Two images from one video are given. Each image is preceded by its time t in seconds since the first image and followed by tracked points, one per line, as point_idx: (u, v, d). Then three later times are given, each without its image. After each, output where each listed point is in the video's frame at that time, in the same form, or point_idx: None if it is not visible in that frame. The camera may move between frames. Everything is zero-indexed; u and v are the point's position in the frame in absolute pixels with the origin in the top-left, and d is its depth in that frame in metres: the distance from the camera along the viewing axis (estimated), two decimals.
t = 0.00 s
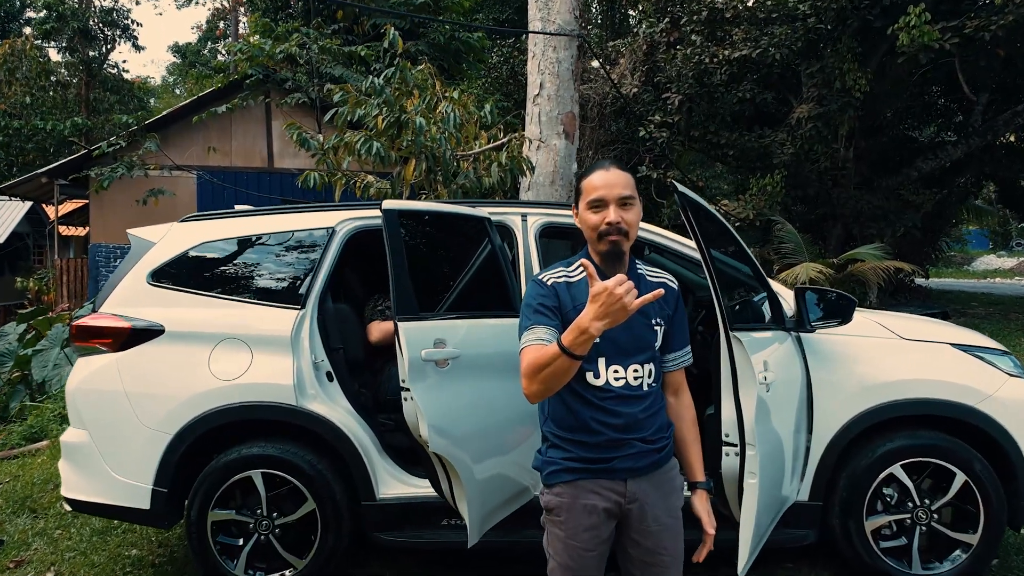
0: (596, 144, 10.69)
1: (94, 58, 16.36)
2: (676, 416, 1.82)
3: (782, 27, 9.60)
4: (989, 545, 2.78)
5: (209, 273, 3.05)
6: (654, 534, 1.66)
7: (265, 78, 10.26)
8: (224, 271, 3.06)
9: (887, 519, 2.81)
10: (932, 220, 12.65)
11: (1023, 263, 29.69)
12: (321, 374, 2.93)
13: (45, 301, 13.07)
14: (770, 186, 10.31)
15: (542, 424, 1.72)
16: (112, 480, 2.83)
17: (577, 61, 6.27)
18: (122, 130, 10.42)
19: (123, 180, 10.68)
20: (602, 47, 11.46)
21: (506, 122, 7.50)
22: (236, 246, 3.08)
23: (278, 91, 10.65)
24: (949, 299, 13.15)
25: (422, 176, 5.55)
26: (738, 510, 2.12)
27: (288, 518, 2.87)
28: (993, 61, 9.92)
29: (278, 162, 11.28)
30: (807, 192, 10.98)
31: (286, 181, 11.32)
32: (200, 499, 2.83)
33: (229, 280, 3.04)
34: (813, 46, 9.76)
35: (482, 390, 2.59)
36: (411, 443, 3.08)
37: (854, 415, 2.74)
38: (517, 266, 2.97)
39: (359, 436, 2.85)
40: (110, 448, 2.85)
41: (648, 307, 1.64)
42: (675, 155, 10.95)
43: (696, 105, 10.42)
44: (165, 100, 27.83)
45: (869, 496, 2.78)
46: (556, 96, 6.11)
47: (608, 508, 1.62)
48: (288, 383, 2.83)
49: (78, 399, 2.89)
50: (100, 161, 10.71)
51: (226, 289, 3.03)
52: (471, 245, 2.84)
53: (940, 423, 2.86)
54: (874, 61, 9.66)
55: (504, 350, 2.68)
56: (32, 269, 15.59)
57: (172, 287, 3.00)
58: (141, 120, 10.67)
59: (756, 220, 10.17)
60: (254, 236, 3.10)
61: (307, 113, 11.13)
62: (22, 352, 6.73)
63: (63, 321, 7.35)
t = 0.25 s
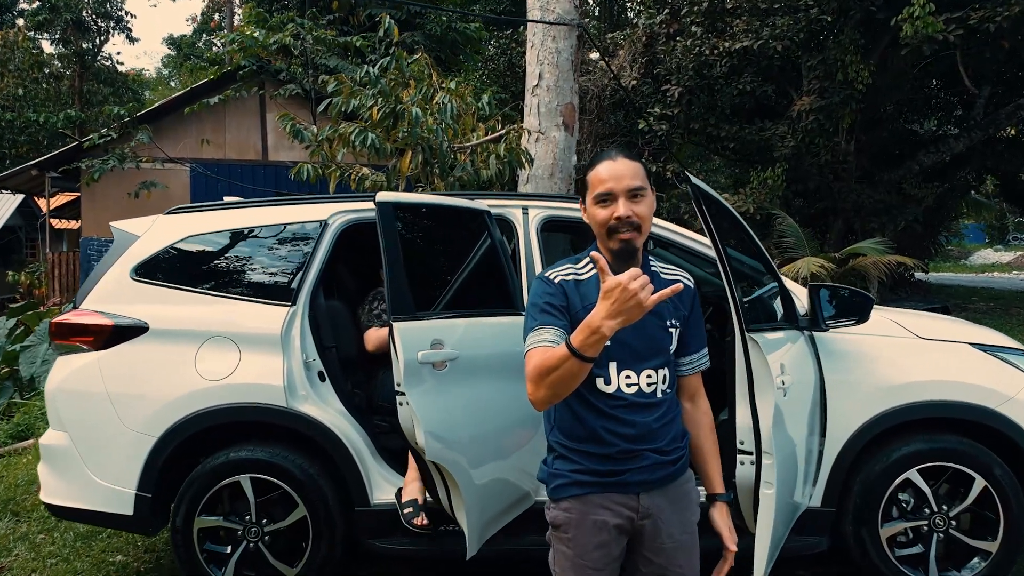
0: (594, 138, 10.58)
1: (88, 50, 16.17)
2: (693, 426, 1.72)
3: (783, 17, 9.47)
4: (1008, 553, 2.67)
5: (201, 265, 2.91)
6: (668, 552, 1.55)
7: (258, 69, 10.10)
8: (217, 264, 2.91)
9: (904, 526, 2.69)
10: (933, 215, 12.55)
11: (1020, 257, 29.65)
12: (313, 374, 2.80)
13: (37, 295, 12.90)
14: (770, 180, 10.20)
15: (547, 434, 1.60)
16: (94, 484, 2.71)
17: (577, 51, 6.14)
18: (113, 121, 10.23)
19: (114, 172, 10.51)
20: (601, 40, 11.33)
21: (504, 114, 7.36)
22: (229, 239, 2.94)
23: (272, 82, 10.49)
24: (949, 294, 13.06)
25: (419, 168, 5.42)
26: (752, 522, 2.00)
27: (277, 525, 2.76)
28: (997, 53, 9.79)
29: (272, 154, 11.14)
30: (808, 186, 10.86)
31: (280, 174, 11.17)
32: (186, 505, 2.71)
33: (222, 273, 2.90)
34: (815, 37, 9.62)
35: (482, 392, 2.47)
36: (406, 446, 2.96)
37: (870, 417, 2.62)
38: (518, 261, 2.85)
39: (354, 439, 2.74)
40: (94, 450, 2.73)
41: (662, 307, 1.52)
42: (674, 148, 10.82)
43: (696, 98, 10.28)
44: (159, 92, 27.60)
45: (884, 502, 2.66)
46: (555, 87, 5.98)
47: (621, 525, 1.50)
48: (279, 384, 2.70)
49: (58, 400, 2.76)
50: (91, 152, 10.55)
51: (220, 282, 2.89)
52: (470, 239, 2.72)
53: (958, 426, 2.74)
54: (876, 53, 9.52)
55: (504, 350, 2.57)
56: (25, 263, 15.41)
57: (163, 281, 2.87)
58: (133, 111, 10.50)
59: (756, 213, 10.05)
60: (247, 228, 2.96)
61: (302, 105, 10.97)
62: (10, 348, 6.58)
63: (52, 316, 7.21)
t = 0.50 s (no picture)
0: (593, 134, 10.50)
1: (81, 44, 16.00)
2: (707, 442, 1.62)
3: (784, 12, 9.35)
4: None
5: (192, 263, 2.79)
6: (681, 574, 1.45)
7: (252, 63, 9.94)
8: (210, 262, 2.80)
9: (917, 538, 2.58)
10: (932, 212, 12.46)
11: (1017, 255, 29.64)
12: (303, 378, 2.69)
13: (28, 292, 12.75)
14: (770, 177, 10.09)
15: (552, 447, 1.49)
16: (74, 493, 2.60)
17: (576, 46, 6.03)
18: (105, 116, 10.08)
19: (106, 166, 10.36)
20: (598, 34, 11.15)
21: (502, 109, 7.24)
22: (221, 236, 2.82)
23: (266, 77, 10.33)
24: (948, 292, 12.99)
25: (414, 164, 5.29)
26: (764, 538, 1.88)
27: (266, 535, 2.65)
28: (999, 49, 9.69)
29: (267, 150, 11.01)
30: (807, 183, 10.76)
31: (275, 170, 11.04)
32: (170, 515, 2.60)
33: (214, 272, 2.78)
34: (816, 33, 9.51)
35: (479, 398, 2.36)
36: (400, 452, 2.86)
37: (882, 423, 2.51)
38: (517, 260, 2.74)
39: (346, 445, 2.63)
40: (74, 456, 2.61)
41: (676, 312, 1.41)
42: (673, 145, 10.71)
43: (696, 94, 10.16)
44: (154, 87, 27.37)
45: (897, 511, 2.55)
46: (554, 81, 5.87)
47: (631, 546, 1.40)
48: (267, 389, 2.59)
49: (37, 405, 2.64)
50: (82, 147, 10.39)
51: (212, 281, 2.77)
52: (467, 237, 2.61)
53: (974, 433, 2.63)
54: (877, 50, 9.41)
55: (503, 353, 2.47)
56: (17, 259, 15.24)
57: (152, 280, 2.76)
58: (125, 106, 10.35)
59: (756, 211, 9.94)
60: (240, 225, 2.84)
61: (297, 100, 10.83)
62: None
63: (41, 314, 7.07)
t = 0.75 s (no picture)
0: (587, 130, 10.48)
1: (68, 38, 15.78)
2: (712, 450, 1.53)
3: (779, 8, 9.24)
4: None
5: (176, 259, 2.67)
6: None
7: (242, 58, 9.80)
8: (196, 259, 2.68)
9: (923, 545, 2.48)
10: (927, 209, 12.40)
11: (1009, 252, 29.68)
12: (285, 380, 2.58)
13: (14, 289, 12.55)
14: (765, 173, 10.01)
15: (544, 458, 1.39)
16: (44, 500, 2.49)
17: (570, 39, 5.92)
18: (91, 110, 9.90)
19: (92, 162, 10.19)
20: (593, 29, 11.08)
21: (494, 103, 7.12)
22: (208, 231, 2.71)
23: (256, 71, 10.18)
24: (942, 289, 12.94)
25: (404, 159, 5.17)
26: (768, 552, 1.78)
27: (246, 543, 2.55)
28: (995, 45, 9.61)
29: (257, 145, 10.88)
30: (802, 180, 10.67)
31: (265, 166, 10.90)
32: (145, 523, 2.49)
33: (200, 269, 2.67)
34: (811, 28, 9.41)
35: (469, 401, 2.27)
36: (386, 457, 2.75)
37: (888, 426, 2.42)
38: (509, 257, 2.64)
39: (330, 450, 2.53)
40: (46, 461, 2.50)
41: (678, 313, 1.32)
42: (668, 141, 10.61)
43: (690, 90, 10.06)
44: (144, 82, 27.09)
45: (903, 517, 2.45)
46: (547, 75, 5.76)
47: (629, 563, 1.30)
48: (248, 392, 2.48)
49: (5, 408, 2.53)
50: (68, 142, 10.22)
51: (198, 278, 2.65)
52: (457, 232, 2.51)
53: (982, 437, 2.53)
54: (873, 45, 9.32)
55: (493, 354, 2.38)
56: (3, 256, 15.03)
57: (135, 277, 2.65)
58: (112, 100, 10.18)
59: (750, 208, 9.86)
60: (227, 219, 2.73)
61: (286, 95, 10.68)
62: None
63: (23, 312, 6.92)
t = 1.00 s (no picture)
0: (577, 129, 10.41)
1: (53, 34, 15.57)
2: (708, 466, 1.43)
3: (771, 4, 9.15)
4: None
5: (157, 257, 2.55)
6: None
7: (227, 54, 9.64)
8: (179, 258, 2.56)
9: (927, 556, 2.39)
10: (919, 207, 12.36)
11: (999, 250, 29.77)
12: (262, 386, 2.47)
13: None
14: (757, 171, 9.93)
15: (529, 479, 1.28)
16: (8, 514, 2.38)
17: (560, 33, 5.82)
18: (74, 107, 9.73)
19: (76, 160, 10.03)
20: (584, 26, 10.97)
21: (484, 99, 7.01)
22: (193, 229, 2.60)
23: (243, 68, 10.02)
24: (934, 288, 12.91)
25: (391, 156, 5.06)
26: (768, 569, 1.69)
27: (221, 557, 2.44)
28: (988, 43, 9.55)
29: (244, 143, 10.75)
30: (795, 178, 10.59)
31: (252, 164, 10.75)
32: (114, 538, 2.38)
33: (184, 268, 2.55)
34: (804, 25, 9.32)
35: (453, 409, 2.16)
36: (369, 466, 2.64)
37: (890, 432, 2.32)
38: (497, 257, 2.52)
39: (308, 459, 2.42)
40: (10, 472, 2.39)
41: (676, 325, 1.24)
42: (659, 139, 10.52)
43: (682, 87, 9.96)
44: (131, 78, 26.80)
45: (906, 528, 2.36)
46: (537, 71, 5.65)
47: None
48: (222, 400, 2.37)
49: None
50: (51, 139, 10.05)
51: (182, 279, 2.53)
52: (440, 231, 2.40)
53: (988, 443, 2.44)
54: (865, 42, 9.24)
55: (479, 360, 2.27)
56: None
57: (112, 275, 2.53)
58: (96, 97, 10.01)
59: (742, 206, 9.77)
60: (214, 216, 2.61)
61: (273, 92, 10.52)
62: None
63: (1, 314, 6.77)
